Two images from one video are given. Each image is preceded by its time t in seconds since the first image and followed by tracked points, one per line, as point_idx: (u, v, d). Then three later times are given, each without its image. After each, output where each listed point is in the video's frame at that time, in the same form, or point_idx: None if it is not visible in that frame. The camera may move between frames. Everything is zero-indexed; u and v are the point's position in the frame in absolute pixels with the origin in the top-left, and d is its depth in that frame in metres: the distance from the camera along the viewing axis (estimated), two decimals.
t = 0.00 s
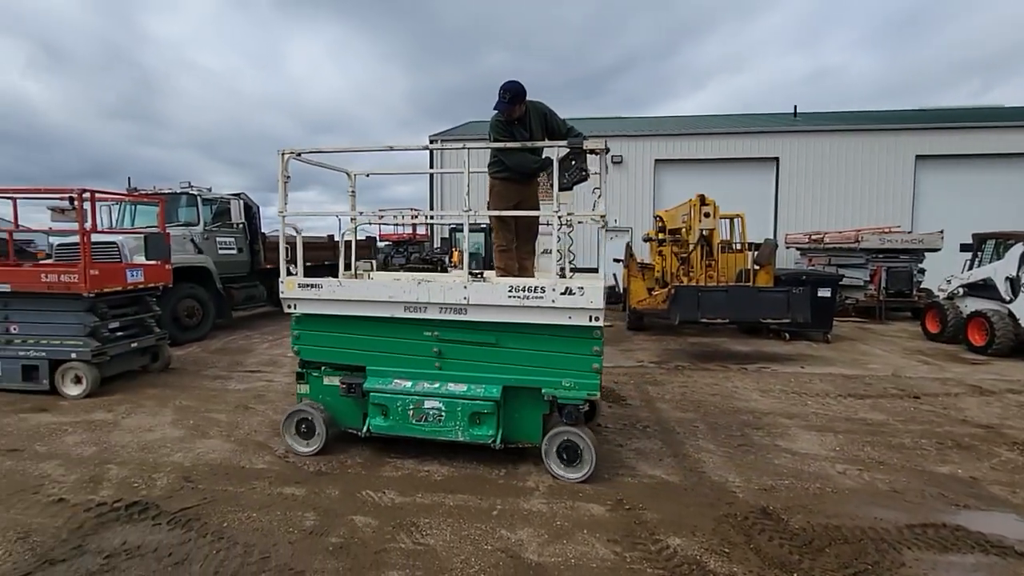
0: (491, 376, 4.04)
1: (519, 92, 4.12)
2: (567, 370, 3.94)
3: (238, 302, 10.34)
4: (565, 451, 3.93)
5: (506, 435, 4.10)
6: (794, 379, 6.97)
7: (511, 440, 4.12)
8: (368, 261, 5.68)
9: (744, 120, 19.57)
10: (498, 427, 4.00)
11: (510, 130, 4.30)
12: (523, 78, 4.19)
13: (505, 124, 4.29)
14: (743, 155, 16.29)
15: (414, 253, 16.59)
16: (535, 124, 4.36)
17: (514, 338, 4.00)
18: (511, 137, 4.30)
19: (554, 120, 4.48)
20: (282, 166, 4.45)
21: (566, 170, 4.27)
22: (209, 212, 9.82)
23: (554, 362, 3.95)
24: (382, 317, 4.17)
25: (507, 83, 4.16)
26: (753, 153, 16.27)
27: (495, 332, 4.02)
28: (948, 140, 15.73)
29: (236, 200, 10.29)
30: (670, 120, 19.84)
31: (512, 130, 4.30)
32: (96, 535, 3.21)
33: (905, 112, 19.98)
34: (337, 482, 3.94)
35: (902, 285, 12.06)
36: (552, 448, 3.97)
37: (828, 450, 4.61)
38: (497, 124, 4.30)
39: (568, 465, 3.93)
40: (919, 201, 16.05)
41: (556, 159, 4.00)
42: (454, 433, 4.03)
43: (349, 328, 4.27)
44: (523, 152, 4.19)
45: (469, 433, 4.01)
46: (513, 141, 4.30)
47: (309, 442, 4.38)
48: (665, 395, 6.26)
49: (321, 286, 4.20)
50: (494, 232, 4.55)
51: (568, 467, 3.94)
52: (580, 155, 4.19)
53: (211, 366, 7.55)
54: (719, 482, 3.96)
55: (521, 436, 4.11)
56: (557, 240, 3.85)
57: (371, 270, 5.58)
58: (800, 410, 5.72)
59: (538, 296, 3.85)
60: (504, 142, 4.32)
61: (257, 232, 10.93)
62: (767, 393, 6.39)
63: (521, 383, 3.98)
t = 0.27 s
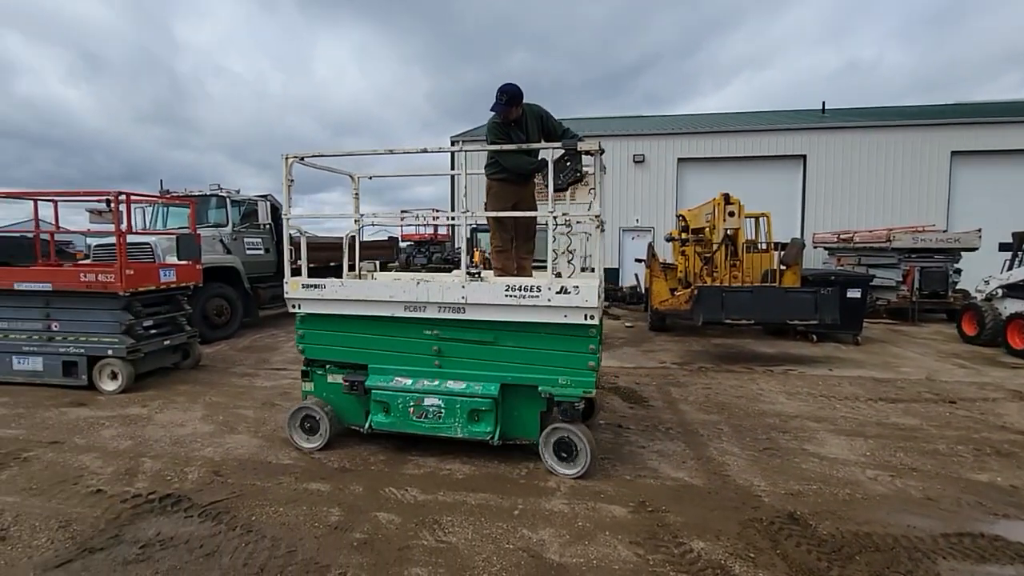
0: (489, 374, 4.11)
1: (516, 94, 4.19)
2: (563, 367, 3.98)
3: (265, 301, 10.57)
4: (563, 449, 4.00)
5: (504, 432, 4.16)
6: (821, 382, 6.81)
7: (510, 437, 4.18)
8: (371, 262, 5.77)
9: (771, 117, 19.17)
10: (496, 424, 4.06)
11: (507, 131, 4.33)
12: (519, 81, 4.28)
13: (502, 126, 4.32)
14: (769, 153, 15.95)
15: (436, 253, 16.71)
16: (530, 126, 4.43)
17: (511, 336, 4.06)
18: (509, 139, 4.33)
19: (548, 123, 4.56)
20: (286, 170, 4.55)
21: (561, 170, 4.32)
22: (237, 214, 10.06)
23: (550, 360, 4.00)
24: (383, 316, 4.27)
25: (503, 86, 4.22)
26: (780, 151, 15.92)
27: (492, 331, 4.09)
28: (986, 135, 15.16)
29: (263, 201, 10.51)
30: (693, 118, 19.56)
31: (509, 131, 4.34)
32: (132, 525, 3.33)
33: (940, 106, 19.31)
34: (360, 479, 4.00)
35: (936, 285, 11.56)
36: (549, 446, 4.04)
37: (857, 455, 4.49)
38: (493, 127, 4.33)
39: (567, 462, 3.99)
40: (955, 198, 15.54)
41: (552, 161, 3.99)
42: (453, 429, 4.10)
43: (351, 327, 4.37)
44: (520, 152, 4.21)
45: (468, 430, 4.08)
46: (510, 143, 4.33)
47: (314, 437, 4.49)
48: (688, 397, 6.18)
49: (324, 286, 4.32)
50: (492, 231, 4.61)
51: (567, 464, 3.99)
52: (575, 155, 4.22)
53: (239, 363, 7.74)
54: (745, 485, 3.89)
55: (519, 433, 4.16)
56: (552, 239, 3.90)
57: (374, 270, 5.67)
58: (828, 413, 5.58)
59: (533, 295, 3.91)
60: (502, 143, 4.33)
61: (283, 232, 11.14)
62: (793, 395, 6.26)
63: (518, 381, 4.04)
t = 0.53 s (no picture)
0: (479, 371, 4.22)
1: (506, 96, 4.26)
2: (552, 365, 4.09)
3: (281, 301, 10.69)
4: (553, 445, 4.07)
5: (494, 428, 4.28)
6: (839, 384, 6.70)
7: (500, 433, 4.30)
8: (366, 262, 5.82)
9: (788, 115, 18.90)
10: (486, 420, 4.18)
11: (496, 133, 4.40)
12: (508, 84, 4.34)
13: (491, 127, 4.40)
14: (786, 151, 15.72)
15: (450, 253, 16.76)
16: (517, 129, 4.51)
17: (501, 335, 4.17)
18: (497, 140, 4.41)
19: (535, 126, 4.65)
20: (280, 172, 4.64)
21: (549, 171, 4.32)
22: (254, 215, 10.17)
23: (539, 358, 4.10)
24: (375, 315, 4.39)
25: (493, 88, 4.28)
26: (797, 150, 15.69)
27: (483, 330, 4.20)
28: (1011, 132, 14.82)
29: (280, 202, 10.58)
30: (708, 117, 19.37)
31: (498, 133, 4.41)
32: (151, 520, 3.39)
33: (962, 103, 18.89)
34: (374, 477, 4.03)
35: (959, 286, 11.33)
36: (538, 441, 4.11)
37: (876, 458, 4.41)
38: (482, 128, 4.40)
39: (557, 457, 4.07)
40: (977, 197, 15.23)
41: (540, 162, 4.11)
42: (445, 426, 4.21)
43: (345, 326, 4.50)
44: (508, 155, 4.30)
45: (459, 426, 4.20)
46: (498, 144, 4.41)
47: (307, 435, 4.58)
48: (702, 398, 6.13)
49: (317, 286, 4.44)
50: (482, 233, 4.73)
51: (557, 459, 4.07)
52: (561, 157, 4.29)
53: (255, 362, 7.84)
54: (760, 488, 3.85)
55: (509, 429, 4.28)
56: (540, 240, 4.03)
57: (369, 269, 5.73)
58: (845, 416, 5.49)
59: (522, 294, 4.01)
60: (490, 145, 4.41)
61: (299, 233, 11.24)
62: (809, 397, 6.17)
63: (508, 378, 4.16)
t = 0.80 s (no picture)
0: (471, 367, 4.34)
1: (507, 97, 4.60)
2: (542, 362, 4.22)
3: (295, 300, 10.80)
4: (544, 439, 4.16)
5: (486, 423, 4.39)
6: (856, 386, 6.60)
7: (491, 428, 4.41)
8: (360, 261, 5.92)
9: (803, 113, 18.65)
10: (478, 415, 4.30)
11: (490, 132, 4.66)
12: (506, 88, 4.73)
13: (485, 126, 4.65)
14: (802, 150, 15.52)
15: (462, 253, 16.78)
16: (506, 132, 4.83)
17: (492, 332, 4.30)
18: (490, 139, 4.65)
19: (521, 133, 5.01)
20: (276, 173, 4.80)
21: (539, 173, 4.35)
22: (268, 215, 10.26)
23: (530, 355, 4.24)
24: (370, 312, 4.52)
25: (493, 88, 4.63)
26: (813, 149, 15.49)
27: (475, 327, 4.34)
28: None
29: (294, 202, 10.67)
30: (722, 116, 19.19)
31: (491, 132, 4.67)
32: (169, 515, 3.45)
33: (984, 100, 18.51)
34: (386, 475, 4.05)
35: (980, 287, 11.05)
36: (529, 435, 4.21)
37: (894, 462, 4.33)
38: (478, 126, 4.65)
39: (546, 451, 4.18)
40: (999, 196, 14.92)
41: (529, 164, 4.27)
42: (437, 421, 4.32)
43: (340, 324, 4.61)
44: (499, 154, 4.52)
45: (452, 421, 4.31)
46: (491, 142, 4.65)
47: (303, 430, 4.67)
48: (715, 399, 6.08)
49: (313, 284, 4.56)
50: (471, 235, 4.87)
51: (547, 453, 4.19)
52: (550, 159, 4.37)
53: (270, 361, 7.92)
54: (775, 490, 3.81)
55: (500, 425, 4.40)
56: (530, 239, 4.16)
57: (364, 268, 5.83)
58: (862, 418, 5.40)
59: (513, 293, 4.15)
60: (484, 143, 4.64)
61: (312, 233, 11.34)
62: (826, 399, 6.08)
63: (499, 374, 4.28)
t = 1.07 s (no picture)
0: (465, 365, 4.42)
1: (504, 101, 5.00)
2: (535, 359, 4.30)
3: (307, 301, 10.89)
4: (536, 433, 4.28)
5: (480, 420, 4.47)
6: (871, 388, 6.50)
7: (485, 423, 4.50)
8: (355, 260, 5.95)
9: (817, 111, 18.43)
10: (472, 411, 4.37)
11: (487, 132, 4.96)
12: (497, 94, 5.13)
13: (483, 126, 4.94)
14: (815, 149, 15.35)
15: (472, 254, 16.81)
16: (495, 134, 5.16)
17: (485, 330, 4.38)
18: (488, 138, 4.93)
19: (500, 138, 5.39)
20: (273, 174, 4.86)
21: (531, 174, 4.45)
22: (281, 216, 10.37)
23: (523, 352, 4.32)
24: (365, 311, 4.58)
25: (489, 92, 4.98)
26: (826, 147, 15.30)
27: (469, 325, 4.41)
28: None
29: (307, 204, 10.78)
30: (734, 114, 19.02)
31: (488, 132, 4.98)
32: (184, 513, 3.49)
33: (1004, 97, 18.14)
34: (398, 475, 4.07)
35: (1000, 288, 10.82)
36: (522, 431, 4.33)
37: (911, 464, 4.26)
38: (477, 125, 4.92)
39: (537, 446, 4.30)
40: (1019, 194, 14.64)
41: (522, 166, 4.37)
42: (432, 417, 4.40)
43: (335, 322, 4.67)
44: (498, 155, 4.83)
45: (446, 418, 4.38)
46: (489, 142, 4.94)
47: (299, 427, 4.77)
48: (727, 401, 6.03)
49: (309, 284, 4.61)
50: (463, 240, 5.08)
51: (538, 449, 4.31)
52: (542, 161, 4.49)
53: (282, 361, 8.00)
54: (789, 493, 3.76)
55: (494, 421, 4.48)
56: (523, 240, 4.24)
57: (359, 267, 5.87)
58: (878, 420, 5.32)
59: (506, 291, 4.22)
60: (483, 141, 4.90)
61: (324, 234, 11.45)
62: (840, 401, 6.00)
63: (492, 371, 4.36)
